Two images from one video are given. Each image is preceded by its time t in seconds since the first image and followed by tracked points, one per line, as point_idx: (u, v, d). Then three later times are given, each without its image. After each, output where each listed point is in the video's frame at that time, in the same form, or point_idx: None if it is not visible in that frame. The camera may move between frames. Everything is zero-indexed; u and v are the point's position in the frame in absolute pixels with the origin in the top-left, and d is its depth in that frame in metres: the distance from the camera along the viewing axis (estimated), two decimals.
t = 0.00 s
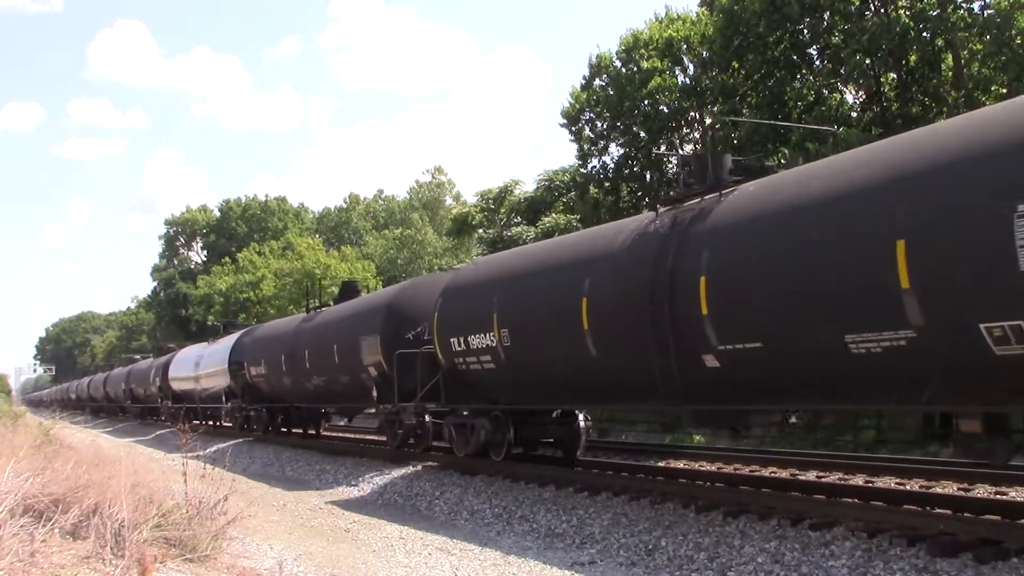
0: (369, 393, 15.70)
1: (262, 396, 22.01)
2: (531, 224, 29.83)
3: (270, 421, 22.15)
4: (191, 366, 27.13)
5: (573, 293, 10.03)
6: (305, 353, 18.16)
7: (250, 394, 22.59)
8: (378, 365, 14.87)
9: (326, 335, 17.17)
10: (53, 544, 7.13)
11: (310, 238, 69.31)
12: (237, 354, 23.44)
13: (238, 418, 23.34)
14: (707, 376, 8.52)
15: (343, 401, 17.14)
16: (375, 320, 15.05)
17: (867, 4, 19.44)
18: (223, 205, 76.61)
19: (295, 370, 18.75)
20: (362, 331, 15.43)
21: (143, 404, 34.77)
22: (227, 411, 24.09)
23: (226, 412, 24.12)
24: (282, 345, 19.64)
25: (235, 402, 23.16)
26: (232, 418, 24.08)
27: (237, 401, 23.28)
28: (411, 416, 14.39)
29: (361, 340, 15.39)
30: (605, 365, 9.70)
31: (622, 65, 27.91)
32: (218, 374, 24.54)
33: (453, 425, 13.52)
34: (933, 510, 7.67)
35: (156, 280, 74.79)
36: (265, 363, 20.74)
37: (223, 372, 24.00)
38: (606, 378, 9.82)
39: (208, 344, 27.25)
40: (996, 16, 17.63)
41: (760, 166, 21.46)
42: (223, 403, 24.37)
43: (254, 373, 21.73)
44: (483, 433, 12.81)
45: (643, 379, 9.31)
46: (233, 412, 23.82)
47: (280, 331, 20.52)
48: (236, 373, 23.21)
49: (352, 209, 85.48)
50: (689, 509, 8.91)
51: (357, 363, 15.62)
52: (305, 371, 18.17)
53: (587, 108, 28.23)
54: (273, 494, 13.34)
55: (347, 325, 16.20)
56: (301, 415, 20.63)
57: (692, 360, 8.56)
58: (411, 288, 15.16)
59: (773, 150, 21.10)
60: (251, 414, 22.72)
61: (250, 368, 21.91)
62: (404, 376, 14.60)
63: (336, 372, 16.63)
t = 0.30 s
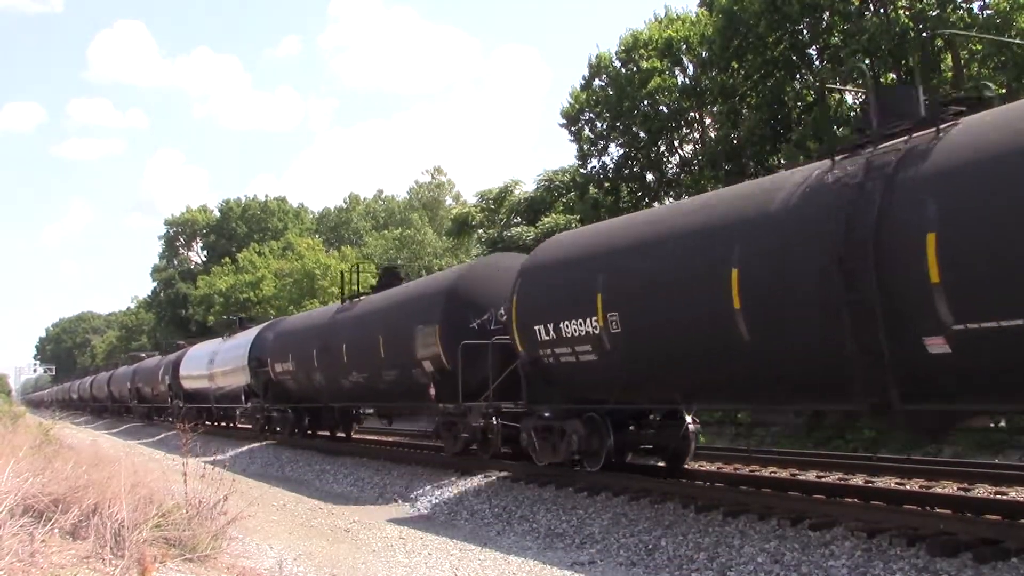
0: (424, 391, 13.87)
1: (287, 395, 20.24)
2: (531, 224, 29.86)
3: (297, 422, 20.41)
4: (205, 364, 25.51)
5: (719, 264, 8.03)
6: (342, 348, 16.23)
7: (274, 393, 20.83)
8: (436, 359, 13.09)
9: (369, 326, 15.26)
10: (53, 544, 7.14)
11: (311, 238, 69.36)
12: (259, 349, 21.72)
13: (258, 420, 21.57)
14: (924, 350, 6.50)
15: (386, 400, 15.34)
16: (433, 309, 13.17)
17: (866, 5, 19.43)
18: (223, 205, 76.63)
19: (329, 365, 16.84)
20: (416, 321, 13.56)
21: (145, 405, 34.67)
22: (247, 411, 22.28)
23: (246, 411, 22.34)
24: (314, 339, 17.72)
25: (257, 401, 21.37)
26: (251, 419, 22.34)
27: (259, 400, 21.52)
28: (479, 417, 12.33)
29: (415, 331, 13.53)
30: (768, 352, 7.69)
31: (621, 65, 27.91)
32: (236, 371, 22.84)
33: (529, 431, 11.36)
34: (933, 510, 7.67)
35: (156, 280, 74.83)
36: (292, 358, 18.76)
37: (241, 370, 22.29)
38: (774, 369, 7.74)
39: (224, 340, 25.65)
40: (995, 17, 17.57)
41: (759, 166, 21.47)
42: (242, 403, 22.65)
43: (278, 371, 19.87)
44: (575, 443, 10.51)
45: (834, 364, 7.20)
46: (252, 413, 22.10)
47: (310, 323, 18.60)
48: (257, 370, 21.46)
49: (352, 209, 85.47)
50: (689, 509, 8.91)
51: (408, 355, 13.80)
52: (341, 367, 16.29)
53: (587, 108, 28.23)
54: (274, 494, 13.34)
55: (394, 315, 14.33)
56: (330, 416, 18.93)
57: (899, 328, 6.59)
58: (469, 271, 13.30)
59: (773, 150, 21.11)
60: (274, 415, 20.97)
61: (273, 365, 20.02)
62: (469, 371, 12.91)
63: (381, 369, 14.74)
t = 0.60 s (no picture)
0: (499, 389, 12.25)
1: (321, 394, 18.76)
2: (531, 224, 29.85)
3: (328, 425, 18.88)
4: (223, 361, 24.19)
5: (779, 252, 7.46)
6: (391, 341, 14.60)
7: (304, 391, 19.37)
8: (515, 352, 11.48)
9: (423, 314, 13.66)
10: (52, 544, 7.14)
11: (311, 238, 69.33)
12: (286, 345, 20.28)
13: (287, 421, 20.12)
14: (1015, 322, 5.92)
15: (448, 398, 13.75)
16: (510, 294, 11.53)
17: (867, 4, 19.38)
18: (223, 205, 76.61)
19: (375, 359, 15.24)
20: (487, 308, 11.93)
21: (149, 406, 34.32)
22: (275, 413, 20.78)
23: (274, 412, 20.85)
24: (352, 332, 16.19)
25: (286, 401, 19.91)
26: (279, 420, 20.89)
27: (287, 399, 20.07)
28: (571, 420, 10.70)
29: (487, 320, 11.91)
30: (866, 340, 6.93)
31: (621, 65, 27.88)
32: (258, 369, 21.48)
33: (646, 437, 9.47)
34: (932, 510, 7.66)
35: (156, 280, 74.83)
36: (326, 352, 17.30)
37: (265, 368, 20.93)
38: (865, 358, 7.02)
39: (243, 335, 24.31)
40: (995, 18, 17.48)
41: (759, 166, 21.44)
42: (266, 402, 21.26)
43: (312, 367, 18.33)
44: (711, 457, 8.59)
45: (909, 350, 6.68)
46: (279, 412, 20.67)
47: (347, 313, 17.01)
48: (286, 367, 20.02)
49: (352, 209, 85.41)
50: (689, 509, 8.90)
51: (480, 347, 12.18)
52: (388, 362, 14.76)
53: (587, 108, 28.19)
54: (273, 494, 13.35)
55: (457, 302, 12.71)
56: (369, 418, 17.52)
57: (978, 295, 6.06)
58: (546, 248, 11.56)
59: (772, 150, 21.08)
60: (306, 416, 19.46)
61: (304, 359, 18.57)
62: (556, 366, 11.25)
63: (443, 363, 13.16)
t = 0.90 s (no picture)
0: (606, 385, 10.44)
1: (362, 393, 17.07)
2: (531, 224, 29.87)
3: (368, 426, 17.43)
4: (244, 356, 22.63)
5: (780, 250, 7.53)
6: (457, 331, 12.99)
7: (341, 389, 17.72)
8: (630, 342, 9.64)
9: (497, 300, 11.99)
10: (53, 544, 7.14)
11: (311, 237, 69.37)
12: (318, 339, 18.58)
13: (320, 422, 18.52)
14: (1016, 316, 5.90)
15: (531, 396, 11.97)
16: (620, 274, 9.73)
17: (867, 4, 19.38)
18: (223, 205, 76.65)
19: (436, 351, 13.64)
20: (591, 291, 10.16)
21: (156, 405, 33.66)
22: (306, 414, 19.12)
23: (305, 414, 19.18)
24: (403, 322, 14.69)
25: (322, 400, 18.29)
26: (309, 422, 19.27)
27: (321, 398, 18.45)
28: (710, 426, 9.03)
29: (589, 306, 10.19)
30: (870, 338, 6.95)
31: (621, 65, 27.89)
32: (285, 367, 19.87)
33: (824, 445, 7.72)
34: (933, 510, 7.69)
35: (156, 280, 74.87)
36: (370, 347, 15.91)
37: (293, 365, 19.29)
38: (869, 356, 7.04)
39: (265, 329, 22.73)
40: (995, 17, 17.49)
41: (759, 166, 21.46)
42: (293, 402, 19.58)
43: (355, 361, 16.66)
44: (931, 477, 6.77)
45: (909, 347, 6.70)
46: (309, 413, 19.06)
47: (395, 301, 15.44)
48: (318, 362, 18.33)
49: (352, 209, 85.41)
50: (689, 509, 8.90)
51: (580, 335, 10.41)
52: (450, 356, 13.25)
53: (587, 108, 28.20)
54: (273, 494, 13.35)
55: (547, 285, 10.96)
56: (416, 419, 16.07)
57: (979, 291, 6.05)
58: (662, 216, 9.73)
59: (772, 150, 21.10)
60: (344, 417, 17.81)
61: (342, 354, 17.12)
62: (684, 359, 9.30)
63: (527, 356, 11.43)
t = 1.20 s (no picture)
0: (763, 380, 8.01)
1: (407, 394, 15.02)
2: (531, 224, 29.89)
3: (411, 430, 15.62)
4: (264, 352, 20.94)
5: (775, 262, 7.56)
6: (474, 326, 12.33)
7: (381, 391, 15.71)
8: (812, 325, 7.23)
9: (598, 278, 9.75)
10: (53, 544, 7.14)
11: (311, 238, 69.37)
12: (353, 333, 17.03)
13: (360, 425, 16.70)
14: None
15: (647, 397, 9.61)
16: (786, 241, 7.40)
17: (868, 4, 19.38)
18: (223, 205, 76.64)
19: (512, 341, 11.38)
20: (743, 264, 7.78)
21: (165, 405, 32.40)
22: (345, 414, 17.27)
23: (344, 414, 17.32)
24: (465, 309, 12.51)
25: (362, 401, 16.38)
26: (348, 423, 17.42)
27: (361, 399, 16.65)
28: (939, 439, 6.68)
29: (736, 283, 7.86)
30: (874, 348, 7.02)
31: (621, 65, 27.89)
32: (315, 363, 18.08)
33: None
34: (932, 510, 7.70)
35: (156, 280, 74.87)
36: (421, 339, 13.80)
37: (324, 362, 17.61)
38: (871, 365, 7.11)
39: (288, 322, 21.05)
40: (994, 18, 17.50)
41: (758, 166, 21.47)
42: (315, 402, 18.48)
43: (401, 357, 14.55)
44: None
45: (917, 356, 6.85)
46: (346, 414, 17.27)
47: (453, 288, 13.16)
48: (358, 358, 16.82)
49: (352, 209, 85.41)
50: (689, 509, 8.91)
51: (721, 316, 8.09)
52: (531, 347, 10.97)
53: (587, 108, 28.20)
54: (273, 494, 13.36)
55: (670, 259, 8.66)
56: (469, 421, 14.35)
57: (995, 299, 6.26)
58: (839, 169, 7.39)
59: (772, 150, 21.11)
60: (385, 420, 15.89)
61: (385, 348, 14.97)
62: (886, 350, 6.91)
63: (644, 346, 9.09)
